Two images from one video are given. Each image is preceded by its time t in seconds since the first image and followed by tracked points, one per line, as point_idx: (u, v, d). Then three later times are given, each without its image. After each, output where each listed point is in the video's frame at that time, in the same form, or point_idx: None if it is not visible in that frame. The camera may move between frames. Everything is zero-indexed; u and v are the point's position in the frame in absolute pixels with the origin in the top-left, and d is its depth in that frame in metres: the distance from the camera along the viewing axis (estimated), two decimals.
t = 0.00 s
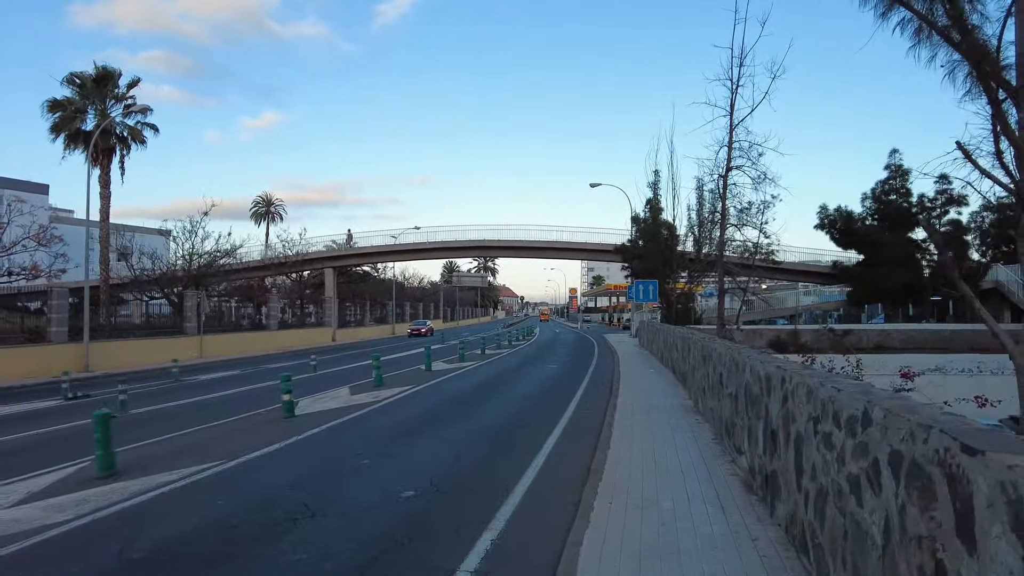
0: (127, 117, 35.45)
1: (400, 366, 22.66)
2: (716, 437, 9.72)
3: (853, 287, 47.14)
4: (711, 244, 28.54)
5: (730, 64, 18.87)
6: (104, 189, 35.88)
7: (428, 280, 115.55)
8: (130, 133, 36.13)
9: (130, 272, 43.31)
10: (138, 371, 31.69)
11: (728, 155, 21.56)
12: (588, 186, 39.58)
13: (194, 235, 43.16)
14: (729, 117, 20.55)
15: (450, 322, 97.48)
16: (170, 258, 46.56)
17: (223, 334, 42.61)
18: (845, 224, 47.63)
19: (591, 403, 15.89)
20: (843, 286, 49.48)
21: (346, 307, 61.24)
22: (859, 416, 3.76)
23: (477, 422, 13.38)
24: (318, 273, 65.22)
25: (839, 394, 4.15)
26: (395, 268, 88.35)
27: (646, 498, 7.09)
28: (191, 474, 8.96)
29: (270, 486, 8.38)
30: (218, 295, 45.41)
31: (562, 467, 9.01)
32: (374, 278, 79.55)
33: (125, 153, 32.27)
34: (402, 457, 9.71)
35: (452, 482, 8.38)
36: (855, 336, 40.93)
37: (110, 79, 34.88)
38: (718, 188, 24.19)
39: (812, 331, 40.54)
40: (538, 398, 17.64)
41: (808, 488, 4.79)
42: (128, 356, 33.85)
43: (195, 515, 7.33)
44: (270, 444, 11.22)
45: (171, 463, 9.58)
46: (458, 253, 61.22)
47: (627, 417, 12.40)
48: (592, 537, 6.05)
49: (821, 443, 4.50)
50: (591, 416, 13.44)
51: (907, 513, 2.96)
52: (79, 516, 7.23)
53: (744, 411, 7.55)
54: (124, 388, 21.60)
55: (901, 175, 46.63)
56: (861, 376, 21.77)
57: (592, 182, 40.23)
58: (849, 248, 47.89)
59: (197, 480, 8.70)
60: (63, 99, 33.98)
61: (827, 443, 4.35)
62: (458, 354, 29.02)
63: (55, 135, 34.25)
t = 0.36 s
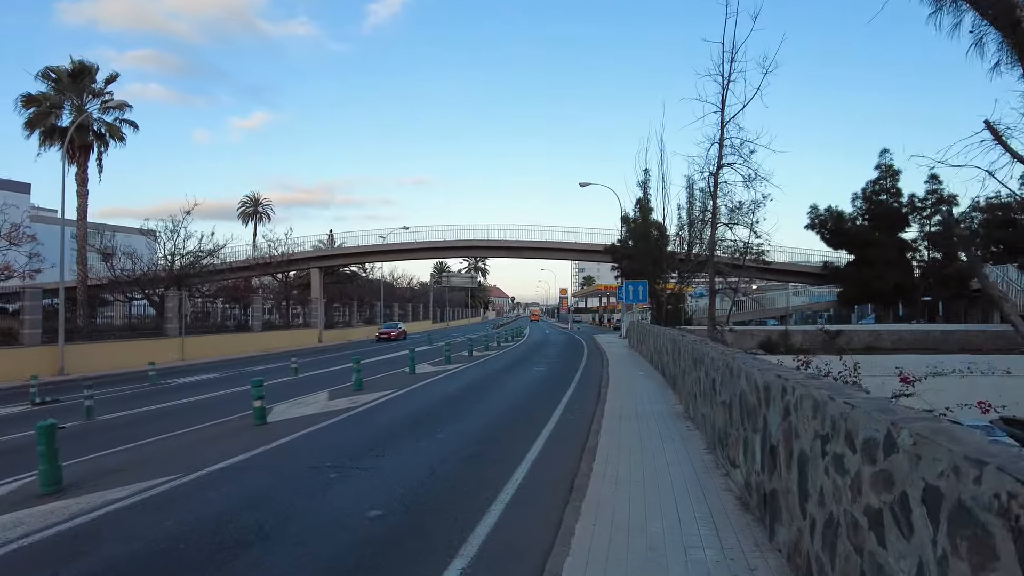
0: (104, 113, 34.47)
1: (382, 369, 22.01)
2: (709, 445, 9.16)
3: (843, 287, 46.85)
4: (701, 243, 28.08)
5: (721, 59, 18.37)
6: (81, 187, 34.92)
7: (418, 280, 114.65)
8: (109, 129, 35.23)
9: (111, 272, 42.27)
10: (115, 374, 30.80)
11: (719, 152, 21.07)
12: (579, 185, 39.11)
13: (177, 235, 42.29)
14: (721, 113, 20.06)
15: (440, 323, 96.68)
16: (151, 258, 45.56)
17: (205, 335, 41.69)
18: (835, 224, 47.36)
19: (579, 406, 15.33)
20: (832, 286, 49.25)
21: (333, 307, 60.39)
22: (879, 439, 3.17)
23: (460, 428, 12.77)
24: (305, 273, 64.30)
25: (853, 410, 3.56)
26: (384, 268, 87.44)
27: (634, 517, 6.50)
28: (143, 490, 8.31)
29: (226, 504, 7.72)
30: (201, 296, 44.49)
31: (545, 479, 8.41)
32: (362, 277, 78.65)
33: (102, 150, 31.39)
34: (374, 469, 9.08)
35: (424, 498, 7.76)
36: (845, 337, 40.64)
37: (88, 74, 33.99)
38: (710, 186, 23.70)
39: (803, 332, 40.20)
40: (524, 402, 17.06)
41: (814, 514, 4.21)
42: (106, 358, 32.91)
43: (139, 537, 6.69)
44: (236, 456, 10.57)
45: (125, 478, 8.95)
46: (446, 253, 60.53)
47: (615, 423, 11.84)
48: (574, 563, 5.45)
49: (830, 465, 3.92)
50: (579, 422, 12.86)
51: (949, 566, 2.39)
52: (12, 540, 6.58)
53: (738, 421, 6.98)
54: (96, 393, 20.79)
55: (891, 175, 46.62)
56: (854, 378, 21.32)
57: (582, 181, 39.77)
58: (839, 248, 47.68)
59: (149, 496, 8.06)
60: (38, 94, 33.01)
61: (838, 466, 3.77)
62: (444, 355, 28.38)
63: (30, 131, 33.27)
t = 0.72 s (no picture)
0: (77, 105, 33.38)
1: (362, 369, 21.26)
2: (699, 452, 8.59)
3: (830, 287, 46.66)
4: (689, 241, 27.59)
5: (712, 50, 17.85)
6: (52, 181, 33.79)
7: (404, 280, 113.55)
8: (82, 122, 34.13)
9: (85, 270, 40.99)
10: (85, 375, 29.70)
11: (709, 148, 20.57)
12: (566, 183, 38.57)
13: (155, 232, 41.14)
14: (711, 107, 19.56)
15: (427, 323, 95.70)
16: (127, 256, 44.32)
17: (183, 335, 40.56)
18: (823, 224, 46.85)
19: (563, 408, 14.72)
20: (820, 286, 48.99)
21: (316, 306, 59.36)
22: (924, 457, 2.54)
23: (439, 429, 12.08)
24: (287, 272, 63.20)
25: (885, 423, 2.94)
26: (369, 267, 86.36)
27: (621, 532, 5.87)
28: (81, 503, 7.54)
29: (169, 519, 6.97)
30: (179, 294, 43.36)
31: (524, 488, 7.76)
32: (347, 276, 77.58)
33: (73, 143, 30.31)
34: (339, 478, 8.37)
35: (391, 511, 7.07)
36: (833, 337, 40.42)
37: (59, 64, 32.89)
38: (698, 183, 23.21)
39: (791, 331, 39.89)
40: (506, 402, 16.41)
41: (830, 539, 3.61)
42: (77, 358, 31.77)
43: (69, 558, 5.97)
44: (192, 464, 9.81)
45: (65, 490, 8.18)
46: (432, 252, 59.73)
47: (601, 425, 11.24)
48: None
49: (852, 484, 3.32)
50: (562, 424, 12.26)
51: None
52: None
53: (734, 426, 6.39)
54: (59, 395, 19.82)
55: (878, 175, 46.61)
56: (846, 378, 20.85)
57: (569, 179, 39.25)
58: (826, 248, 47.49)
59: (91, 510, 7.33)
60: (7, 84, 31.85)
61: (863, 487, 3.14)
62: (427, 355, 27.64)
63: None
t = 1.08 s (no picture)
0: (34, 94, 31.97)
1: (330, 370, 20.49)
2: (678, 459, 8.08)
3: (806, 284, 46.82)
4: (667, 238, 27.21)
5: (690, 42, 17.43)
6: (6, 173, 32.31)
7: (380, 278, 112.28)
8: (39, 111, 32.69)
9: (45, 266, 39.34)
10: (40, 376, 28.36)
11: (687, 142, 20.15)
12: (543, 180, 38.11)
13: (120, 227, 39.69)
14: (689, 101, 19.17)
15: (403, 321, 94.47)
16: (90, 253, 42.70)
17: (149, 334, 39.13)
18: (799, 223, 47.02)
19: (538, 409, 14.21)
20: (795, 284, 49.15)
21: (288, 304, 58.15)
22: (970, 496, 2.03)
23: (405, 434, 11.44)
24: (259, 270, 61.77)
25: (910, 446, 2.40)
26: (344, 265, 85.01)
27: (594, 555, 5.32)
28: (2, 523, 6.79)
29: (93, 541, 6.23)
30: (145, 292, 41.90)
31: (490, 502, 7.21)
32: (321, 274, 76.21)
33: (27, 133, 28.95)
34: (290, 492, 7.68)
35: (345, 530, 6.44)
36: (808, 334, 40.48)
37: (14, 51, 31.47)
38: (676, 179, 22.82)
39: (768, 330, 39.86)
40: (479, 404, 15.84)
41: None
42: (31, 359, 30.30)
43: None
44: (133, 474, 9.03)
45: None
46: (408, 249, 58.83)
47: (576, 429, 10.74)
48: None
49: (863, 516, 2.80)
50: (535, 427, 11.73)
51: None
52: None
53: (718, 435, 5.87)
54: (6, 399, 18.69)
55: (853, 173, 46.88)
56: (824, 377, 20.66)
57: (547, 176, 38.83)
58: (802, 246, 47.67)
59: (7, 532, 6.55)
60: None
61: (880, 521, 2.61)
62: (399, 354, 26.89)
63: None
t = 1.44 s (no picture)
0: None
1: (293, 373, 19.63)
2: (659, 473, 7.54)
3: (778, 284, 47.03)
4: (642, 237, 26.82)
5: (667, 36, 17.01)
6: None
7: (352, 277, 110.66)
8: None
9: None
10: None
11: (663, 139, 19.72)
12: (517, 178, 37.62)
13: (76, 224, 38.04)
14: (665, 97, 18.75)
15: (374, 321, 93.10)
16: (45, 251, 40.88)
17: (106, 336, 37.59)
18: (772, 223, 47.46)
19: (509, 416, 13.62)
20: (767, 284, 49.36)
21: (256, 304, 56.68)
22: None
23: (368, 444, 10.74)
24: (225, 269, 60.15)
25: (983, 497, 1.86)
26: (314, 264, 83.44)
27: None
28: None
29: None
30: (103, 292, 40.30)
31: (457, 522, 6.60)
32: (291, 274, 74.62)
33: None
34: (233, 515, 6.88)
35: (292, 557, 5.76)
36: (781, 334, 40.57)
37: None
38: (652, 177, 22.42)
39: (740, 329, 39.85)
40: (448, 409, 15.20)
41: None
42: None
43: None
44: (63, 493, 8.19)
45: None
46: (379, 248, 57.77)
47: (548, 437, 10.18)
48: None
49: None
50: (506, 435, 11.13)
51: None
52: None
53: (705, 452, 5.34)
54: None
55: (825, 174, 47.22)
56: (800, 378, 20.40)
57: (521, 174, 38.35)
58: (774, 246, 47.89)
59: None
60: None
61: None
62: (368, 357, 26.05)
63: None
